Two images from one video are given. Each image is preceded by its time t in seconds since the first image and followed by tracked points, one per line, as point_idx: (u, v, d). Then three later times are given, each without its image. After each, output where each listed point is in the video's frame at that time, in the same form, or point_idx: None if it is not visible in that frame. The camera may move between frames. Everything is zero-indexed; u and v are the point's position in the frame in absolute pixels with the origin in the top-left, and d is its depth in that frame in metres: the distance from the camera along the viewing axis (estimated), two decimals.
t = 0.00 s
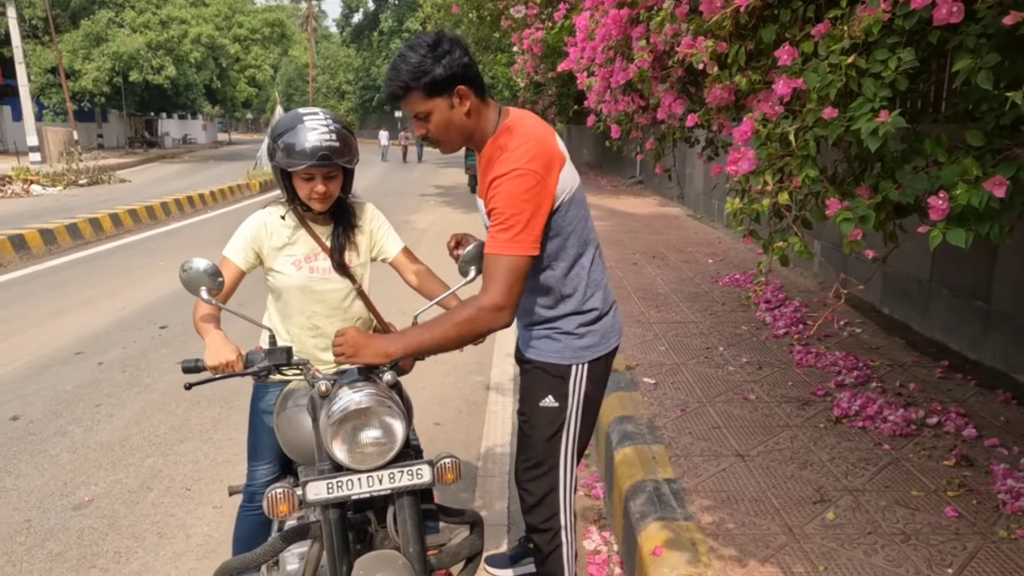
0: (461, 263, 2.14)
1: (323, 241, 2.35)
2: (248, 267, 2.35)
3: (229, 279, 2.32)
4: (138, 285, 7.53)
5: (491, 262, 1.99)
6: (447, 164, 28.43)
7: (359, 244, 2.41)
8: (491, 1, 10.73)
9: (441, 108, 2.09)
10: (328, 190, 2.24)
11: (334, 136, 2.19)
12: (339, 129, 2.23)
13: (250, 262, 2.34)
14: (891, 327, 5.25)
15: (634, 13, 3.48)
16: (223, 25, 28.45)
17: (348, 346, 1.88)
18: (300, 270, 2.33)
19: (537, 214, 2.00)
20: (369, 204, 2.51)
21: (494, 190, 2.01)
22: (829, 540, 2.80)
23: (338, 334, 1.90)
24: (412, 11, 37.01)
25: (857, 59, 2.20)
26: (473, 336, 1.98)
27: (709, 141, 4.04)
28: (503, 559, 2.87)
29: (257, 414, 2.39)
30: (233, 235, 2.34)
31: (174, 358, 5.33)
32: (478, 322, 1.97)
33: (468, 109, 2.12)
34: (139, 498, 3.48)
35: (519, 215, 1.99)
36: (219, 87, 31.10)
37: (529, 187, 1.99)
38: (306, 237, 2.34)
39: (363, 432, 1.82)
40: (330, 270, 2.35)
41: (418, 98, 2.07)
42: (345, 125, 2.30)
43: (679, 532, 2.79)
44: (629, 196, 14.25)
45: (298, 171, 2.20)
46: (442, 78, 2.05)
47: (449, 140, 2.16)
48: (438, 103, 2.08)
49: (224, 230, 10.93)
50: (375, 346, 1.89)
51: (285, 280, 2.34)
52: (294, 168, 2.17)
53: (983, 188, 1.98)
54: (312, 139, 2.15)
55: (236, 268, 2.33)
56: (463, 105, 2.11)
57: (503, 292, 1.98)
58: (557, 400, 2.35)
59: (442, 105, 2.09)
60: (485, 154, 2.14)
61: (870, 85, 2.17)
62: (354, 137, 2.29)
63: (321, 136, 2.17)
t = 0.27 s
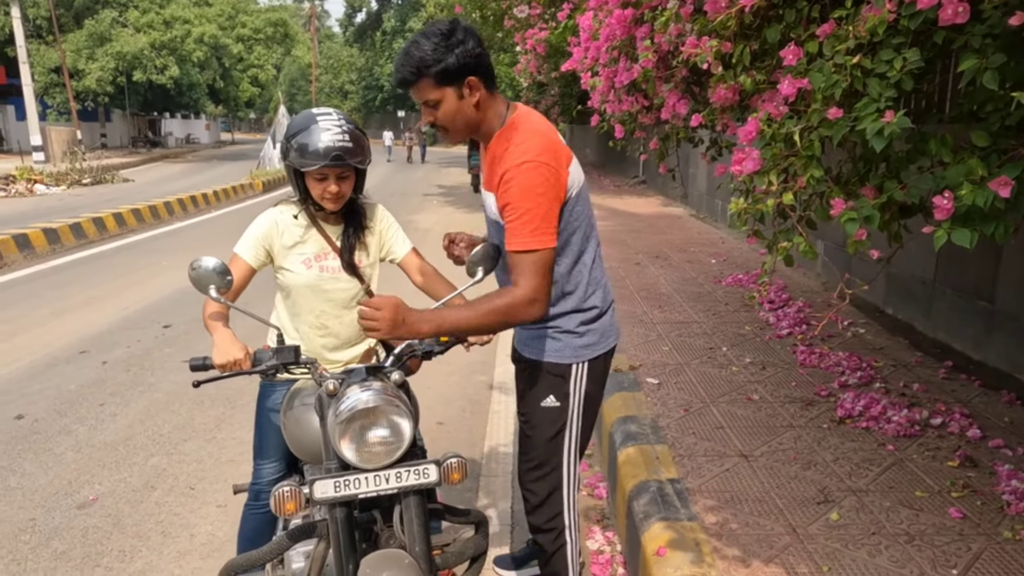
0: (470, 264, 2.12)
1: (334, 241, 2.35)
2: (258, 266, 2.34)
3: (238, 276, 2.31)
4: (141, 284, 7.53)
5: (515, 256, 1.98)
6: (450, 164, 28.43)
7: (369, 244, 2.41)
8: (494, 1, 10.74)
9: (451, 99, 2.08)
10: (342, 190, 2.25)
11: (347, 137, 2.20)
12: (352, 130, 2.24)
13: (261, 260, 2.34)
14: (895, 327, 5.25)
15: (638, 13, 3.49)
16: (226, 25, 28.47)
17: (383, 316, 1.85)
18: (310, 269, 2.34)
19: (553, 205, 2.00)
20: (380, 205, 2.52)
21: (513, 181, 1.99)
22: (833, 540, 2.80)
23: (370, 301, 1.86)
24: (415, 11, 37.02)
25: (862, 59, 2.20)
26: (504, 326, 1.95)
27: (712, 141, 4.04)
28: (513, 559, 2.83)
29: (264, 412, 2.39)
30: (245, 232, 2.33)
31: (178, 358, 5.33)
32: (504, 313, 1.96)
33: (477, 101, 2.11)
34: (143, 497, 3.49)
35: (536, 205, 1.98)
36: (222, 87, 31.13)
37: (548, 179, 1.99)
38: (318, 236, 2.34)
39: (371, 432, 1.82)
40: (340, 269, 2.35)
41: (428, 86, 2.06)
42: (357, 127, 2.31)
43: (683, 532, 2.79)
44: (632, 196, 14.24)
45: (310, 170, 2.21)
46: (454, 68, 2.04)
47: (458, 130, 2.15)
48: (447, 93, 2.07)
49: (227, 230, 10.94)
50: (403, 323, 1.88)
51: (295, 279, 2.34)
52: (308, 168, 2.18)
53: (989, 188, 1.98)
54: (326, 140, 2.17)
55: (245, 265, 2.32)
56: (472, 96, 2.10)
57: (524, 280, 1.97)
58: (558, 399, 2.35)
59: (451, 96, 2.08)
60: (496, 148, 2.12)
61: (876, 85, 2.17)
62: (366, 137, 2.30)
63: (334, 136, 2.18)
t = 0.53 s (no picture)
0: (471, 264, 2.12)
1: (340, 240, 2.35)
2: (264, 264, 2.34)
3: (243, 275, 2.31)
4: (144, 284, 7.54)
5: (581, 233, 2.09)
6: (452, 164, 28.42)
7: (375, 244, 2.41)
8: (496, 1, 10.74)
9: (493, 76, 2.17)
10: (349, 190, 2.25)
11: (344, 135, 2.20)
12: (347, 127, 2.24)
13: (267, 258, 2.34)
14: (898, 327, 5.24)
15: (642, 13, 3.49)
16: (228, 25, 28.49)
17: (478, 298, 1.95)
18: (316, 268, 2.33)
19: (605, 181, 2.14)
20: (386, 205, 2.52)
21: (565, 162, 2.10)
22: (836, 541, 2.80)
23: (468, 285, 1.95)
24: (417, 11, 37.03)
25: (867, 59, 2.20)
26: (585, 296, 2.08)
27: (715, 141, 4.03)
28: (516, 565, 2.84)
29: (267, 412, 2.39)
30: (251, 230, 2.34)
31: (180, 357, 5.33)
32: (583, 285, 2.08)
33: (514, 83, 2.21)
34: (146, 496, 3.49)
35: (596, 180, 2.10)
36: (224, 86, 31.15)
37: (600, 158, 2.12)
38: (324, 235, 2.35)
39: (374, 431, 1.82)
40: (345, 269, 2.35)
41: (473, 62, 2.14)
42: (351, 122, 2.29)
43: (686, 532, 2.79)
44: (634, 196, 14.23)
45: (317, 176, 2.21)
46: (498, 46, 2.15)
47: (494, 112, 2.23)
48: (489, 71, 2.16)
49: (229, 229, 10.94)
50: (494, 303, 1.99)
51: (300, 277, 2.34)
52: (313, 175, 2.19)
53: (993, 188, 1.97)
54: (323, 144, 2.17)
55: (251, 262, 2.32)
56: (510, 76, 2.20)
57: (591, 250, 2.09)
58: (568, 390, 2.37)
59: (492, 75, 2.17)
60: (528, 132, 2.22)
61: (881, 84, 2.17)
62: (362, 130, 2.29)
63: (330, 138, 2.17)
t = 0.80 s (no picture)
0: (471, 265, 2.12)
1: (339, 241, 2.36)
2: (263, 265, 2.35)
3: (242, 276, 2.32)
4: (144, 285, 7.54)
5: (618, 215, 2.27)
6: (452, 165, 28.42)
7: (373, 246, 2.41)
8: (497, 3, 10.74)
9: (535, 71, 2.23)
10: (345, 189, 2.26)
11: (347, 134, 2.22)
12: (352, 127, 2.26)
13: (265, 259, 2.34)
14: (898, 329, 5.24)
15: (642, 14, 3.49)
16: (230, 26, 28.51)
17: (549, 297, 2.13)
18: (314, 269, 2.34)
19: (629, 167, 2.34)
20: (385, 207, 2.52)
21: (601, 152, 2.24)
22: (836, 543, 2.80)
23: (534, 289, 2.13)
24: (418, 12, 37.05)
25: (867, 61, 2.20)
26: (632, 271, 2.29)
27: (715, 143, 4.04)
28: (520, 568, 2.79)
29: (267, 413, 2.39)
30: (250, 231, 2.34)
31: (181, 358, 5.34)
32: (627, 262, 2.28)
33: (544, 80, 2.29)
34: (146, 497, 3.49)
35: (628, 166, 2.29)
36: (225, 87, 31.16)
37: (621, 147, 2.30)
38: (322, 237, 2.35)
39: (372, 433, 1.82)
40: (344, 270, 2.35)
41: (520, 58, 2.18)
42: (359, 125, 2.32)
43: (686, 534, 2.79)
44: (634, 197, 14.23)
45: (315, 170, 2.23)
46: (539, 44, 2.22)
47: (528, 110, 2.25)
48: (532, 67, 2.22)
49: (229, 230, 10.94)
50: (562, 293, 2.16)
51: (299, 278, 2.34)
52: (310, 167, 2.20)
53: (994, 191, 1.98)
54: (325, 138, 2.19)
55: (250, 264, 2.32)
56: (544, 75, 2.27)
57: (630, 229, 2.28)
58: (591, 374, 2.47)
59: (534, 70, 2.23)
60: (551, 128, 2.30)
61: (881, 87, 2.17)
62: (368, 135, 2.31)
63: (333, 133, 2.20)
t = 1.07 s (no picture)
0: (470, 265, 2.14)
1: (338, 243, 2.36)
2: (262, 266, 2.36)
3: (242, 278, 2.33)
4: (145, 286, 7.55)
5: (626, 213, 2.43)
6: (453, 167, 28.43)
7: (373, 247, 2.41)
8: (498, 5, 10.75)
9: (546, 78, 2.30)
10: (344, 189, 2.27)
11: (349, 131, 2.25)
12: (354, 126, 2.29)
13: (265, 260, 2.35)
14: (898, 332, 5.25)
15: (642, 18, 3.51)
16: (231, 27, 28.53)
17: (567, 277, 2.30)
18: (314, 270, 2.34)
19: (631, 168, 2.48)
20: (385, 209, 2.53)
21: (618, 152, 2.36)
22: (836, 545, 2.80)
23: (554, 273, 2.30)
24: (418, 14, 37.09)
25: (866, 65, 2.21)
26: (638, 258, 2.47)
27: (715, 146, 4.04)
28: (521, 570, 2.77)
29: (267, 414, 2.40)
30: (249, 233, 2.35)
31: (182, 359, 5.35)
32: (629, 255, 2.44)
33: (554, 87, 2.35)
34: (147, 499, 3.50)
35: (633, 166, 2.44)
36: (225, 89, 31.18)
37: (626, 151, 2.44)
38: (322, 238, 2.36)
39: (370, 435, 1.83)
40: (343, 272, 2.36)
41: (534, 63, 2.25)
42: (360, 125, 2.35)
43: (685, 536, 2.80)
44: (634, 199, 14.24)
45: (313, 166, 2.25)
46: (552, 51, 2.28)
47: (540, 114, 2.33)
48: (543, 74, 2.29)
49: (229, 232, 10.95)
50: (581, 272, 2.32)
51: (299, 279, 2.34)
52: (310, 161, 2.23)
53: (992, 195, 1.98)
54: (327, 133, 2.22)
55: (249, 266, 2.33)
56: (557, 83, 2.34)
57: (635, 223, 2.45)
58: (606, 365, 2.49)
59: (545, 77, 2.30)
60: (567, 132, 2.37)
61: (880, 91, 2.18)
62: (368, 135, 2.34)
63: (336, 129, 2.23)
